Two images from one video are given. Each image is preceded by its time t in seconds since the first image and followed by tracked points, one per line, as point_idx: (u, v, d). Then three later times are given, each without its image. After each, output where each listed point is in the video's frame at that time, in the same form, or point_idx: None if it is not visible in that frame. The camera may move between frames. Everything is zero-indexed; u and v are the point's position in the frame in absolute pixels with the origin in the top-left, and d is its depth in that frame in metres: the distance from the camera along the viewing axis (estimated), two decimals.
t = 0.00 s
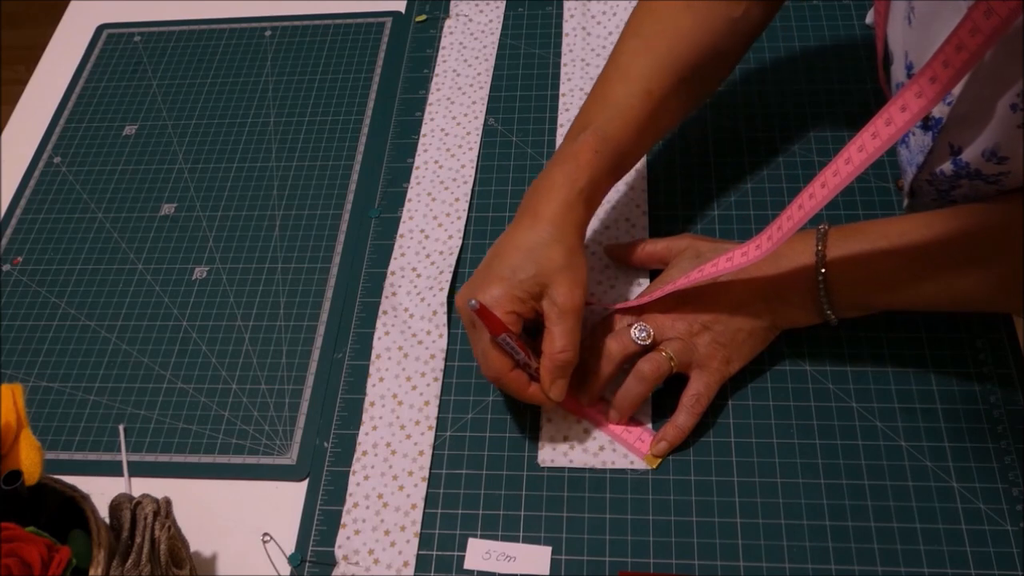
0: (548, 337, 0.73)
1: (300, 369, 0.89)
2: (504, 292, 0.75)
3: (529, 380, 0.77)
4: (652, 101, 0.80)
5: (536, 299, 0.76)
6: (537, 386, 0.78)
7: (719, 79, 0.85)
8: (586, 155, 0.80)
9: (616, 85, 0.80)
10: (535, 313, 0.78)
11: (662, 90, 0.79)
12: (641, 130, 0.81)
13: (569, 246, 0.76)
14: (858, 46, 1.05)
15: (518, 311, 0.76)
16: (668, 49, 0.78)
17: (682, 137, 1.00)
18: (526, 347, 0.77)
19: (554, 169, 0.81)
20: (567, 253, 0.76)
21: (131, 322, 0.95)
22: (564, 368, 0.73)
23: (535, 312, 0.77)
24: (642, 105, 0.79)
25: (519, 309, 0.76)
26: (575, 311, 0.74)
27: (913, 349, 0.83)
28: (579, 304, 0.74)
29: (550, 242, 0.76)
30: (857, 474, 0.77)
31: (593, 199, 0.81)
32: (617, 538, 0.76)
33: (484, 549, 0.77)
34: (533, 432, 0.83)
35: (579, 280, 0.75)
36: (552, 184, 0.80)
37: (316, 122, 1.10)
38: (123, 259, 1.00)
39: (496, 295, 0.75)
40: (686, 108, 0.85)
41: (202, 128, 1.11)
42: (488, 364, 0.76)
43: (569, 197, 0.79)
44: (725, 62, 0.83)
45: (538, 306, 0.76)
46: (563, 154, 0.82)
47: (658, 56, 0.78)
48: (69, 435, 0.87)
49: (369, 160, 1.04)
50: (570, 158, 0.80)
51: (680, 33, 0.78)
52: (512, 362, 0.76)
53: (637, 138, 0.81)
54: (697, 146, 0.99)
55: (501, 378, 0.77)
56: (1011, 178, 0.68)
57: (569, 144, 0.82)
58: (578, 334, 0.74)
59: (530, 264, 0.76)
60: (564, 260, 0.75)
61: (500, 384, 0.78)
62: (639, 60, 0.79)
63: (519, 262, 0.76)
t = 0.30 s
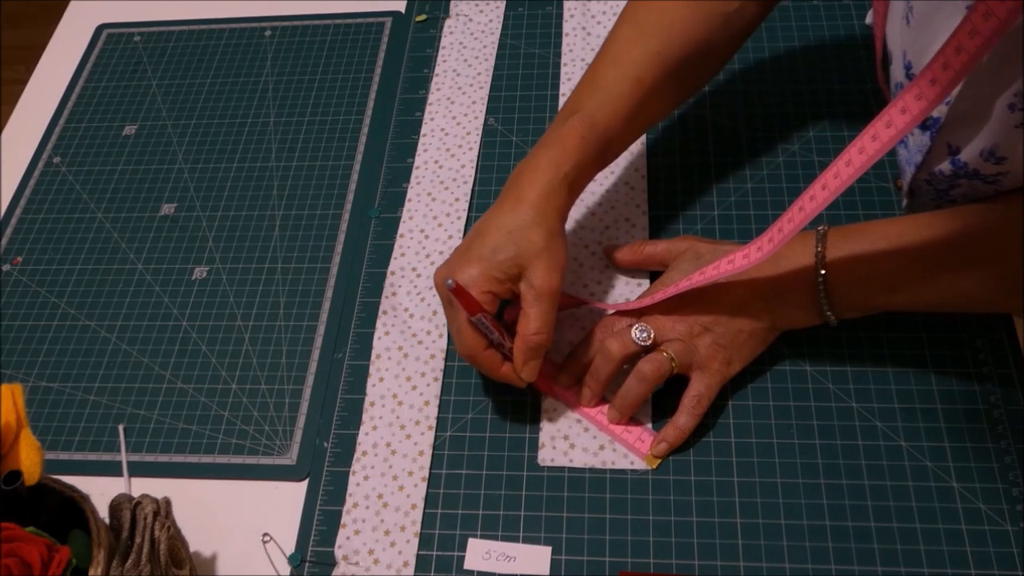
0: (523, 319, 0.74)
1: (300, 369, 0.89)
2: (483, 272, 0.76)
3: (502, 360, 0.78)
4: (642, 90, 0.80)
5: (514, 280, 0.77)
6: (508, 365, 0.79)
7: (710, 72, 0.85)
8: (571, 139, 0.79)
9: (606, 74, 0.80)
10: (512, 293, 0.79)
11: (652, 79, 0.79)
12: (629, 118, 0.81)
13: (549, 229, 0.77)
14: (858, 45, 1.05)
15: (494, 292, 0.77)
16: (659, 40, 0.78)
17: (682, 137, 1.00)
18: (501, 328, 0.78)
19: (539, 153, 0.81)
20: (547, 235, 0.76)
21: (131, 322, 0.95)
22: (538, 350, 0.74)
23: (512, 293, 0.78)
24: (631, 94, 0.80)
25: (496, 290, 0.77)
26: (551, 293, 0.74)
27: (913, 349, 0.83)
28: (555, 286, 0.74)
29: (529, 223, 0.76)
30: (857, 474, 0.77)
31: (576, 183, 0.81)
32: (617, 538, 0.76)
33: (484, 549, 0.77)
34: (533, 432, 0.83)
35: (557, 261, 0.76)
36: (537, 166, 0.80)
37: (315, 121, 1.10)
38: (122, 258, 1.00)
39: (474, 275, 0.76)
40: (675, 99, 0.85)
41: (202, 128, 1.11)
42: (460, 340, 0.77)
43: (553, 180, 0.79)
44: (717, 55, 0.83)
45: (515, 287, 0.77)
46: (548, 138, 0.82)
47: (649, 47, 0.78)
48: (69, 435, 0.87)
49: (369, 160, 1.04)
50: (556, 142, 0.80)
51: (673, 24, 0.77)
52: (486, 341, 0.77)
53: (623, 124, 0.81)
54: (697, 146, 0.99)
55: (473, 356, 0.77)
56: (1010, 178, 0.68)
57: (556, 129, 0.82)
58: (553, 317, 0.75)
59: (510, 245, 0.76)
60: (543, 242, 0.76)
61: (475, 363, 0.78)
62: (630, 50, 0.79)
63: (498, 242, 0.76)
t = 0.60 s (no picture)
0: (516, 316, 0.74)
1: (300, 369, 0.89)
2: (478, 270, 0.76)
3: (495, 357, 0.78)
4: (640, 91, 0.79)
5: (508, 277, 0.77)
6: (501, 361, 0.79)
7: (710, 72, 0.85)
8: (568, 139, 0.80)
9: (605, 74, 0.80)
10: (507, 291, 0.79)
11: (651, 80, 0.79)
12: (628, 119, 0.81)
13: (544, 227, 0.77)
14: (858, 45, 1.05)
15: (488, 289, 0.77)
16: (659, 40, 0.78)
17: (682, 137, 1.00)
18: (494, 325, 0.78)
19: (537, 152, 0.81)
20: (541, 234, 0.76)
21: (130, 322, 0.95)
22: (530, 347, 0.74)
23: (507, 291, 0.78)
24: (629, 94, 0.79)
25: (490, 287, 0.77)
26: (544, 291, 0.74)
27: (913, 349, 0.83)
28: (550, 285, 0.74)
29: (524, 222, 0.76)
30: (857, 474, 0.77)
31: (573, 182, 0.81)
32: (617, 538, 0.76)
33: (484, 549, 0.77)
34: (533, 432, 0.83)
35: (551, 260, 0.76)
36: (533, 165, 0.80)
37: (315, 122, 1.10)
38: (122, 259, 1.00)
39: (468, 272, 0.76)
40: (675, 99, 0.85)
41: (202, 127, 1.11)
42: (454, 337, 0.77)
43: (549, 180, 0.79)
44: (717, 55, 0.83)
45: (509, 285, 0.77)
46: (545, 138, 0.82)
47: (648, 46, 0.78)
48: (69, 435, 0.87)
49: (370, 160, 1.04)
50: (553, 142, 0.80)
51: (671, 24, 0.77)
52: (479, 338, 0.77)
53: (621, 125, 0.81)
54: (697, 146, 0.99)
55: (467, 353, 0.77)
56: (1009, 179, 0.68)
57: (554, 128, 0.82)
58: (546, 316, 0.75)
59: (505, 243, 0.76)
60: (537, 240, 0.76)
61: (467, 358, 0.78)
62: (630, 51, 0.79)
63: (493, 240, 0.77)
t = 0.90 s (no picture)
0: (534, 329, 0.73)
1: (300, 369, 0.89)
2: (493, 284, 0.76)
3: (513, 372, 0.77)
4: (648, 100, 0.80)
5: (524, 291, 0.76)
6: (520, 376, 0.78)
7: (716, 79, 0.85)
8: (578, 151, 0.79)
9: (612, 85, 0.80)
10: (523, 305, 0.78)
11: (658, 89, 0.80)
12: (636, 128, 0.81)
13: (558, 239, 0.76)
14: (858, 46, 1.05)
15: (504, 303, 0.76)
16: (664, 49, 0.78)
17: (682, 137, 1.00)
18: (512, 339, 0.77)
19: (547, 165, 0.81)
20: (555, 246, 0.76)
21: (130, 322, 0.95)
22: (549, 361, 0.73)
23: (523, 305, 0.78)
24: (637, 104, 0.79)
25: (506, 301, 0.76)
26: (563, 303, 0.73)
27: (913, 349, 0.83)
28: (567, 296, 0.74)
29: (539, 235, 0.76)
30: (857, 474, 0.77)
31: (585, 194, 0.81)
32: (617, 538, 0.76)
33: (484, 549, 0.77)
34: (533, 432, 0.83)
35: (568, 271, 0.75)
36: (544, 179, 0.80)
37: (315, 122, 1.10)
38: (123, 259, 1.00)
39: (484, 288, 0.76)
40: (683, 108, 0.85)
41: (202, 127, 1.11)
42: (472, 353, 0.76)
43: (561, 193, 0.79)
44: (724, 62, 0.83)
45: (525, 298, 0.77)
46: (555, 152, 0.82)
47: (653, 56, 0.79)
48: (69, 435, 0.87)
49: (370, 160, 1.04)
50: (563, 155, 0.80)
51: (676, 32, 0.78)
52: (496, 354, 0.76)
53: (630, 136, 0.81)
54: (697, 146, 0.99)
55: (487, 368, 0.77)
56: (1010, 180, 0.68)
57: (562, 141, 0.82)
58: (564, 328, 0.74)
59: (519, 257, 0.76)
60: (552, 252, 0.75)
61: (486, 374, 0.77)
62: (636, 61, 0.79)
63: (507, 254, 0.76)
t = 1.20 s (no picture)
0: (562, 350, 0.73)
1: (300, 369, 0.89)
2: (519, 307, 0.75)
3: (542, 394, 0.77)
4: (662, 111, 0.79)
5: (550, 312, 0.76)
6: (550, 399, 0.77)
7: (727, 87, 0.84)
8: (596, 169, 0.80)
9: (625, 98, 0.80)
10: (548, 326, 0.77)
11: (671, 100, 0.79)
12: (651, 140, 0.80)
13: (580, 257, 0.76)
14: (858, 46, 1.05)
15: (531, 326, 0.76)
16: (674, 59, 0.78)
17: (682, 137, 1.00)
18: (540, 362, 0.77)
19: (564, 183, 0.81)
20: (579, 265, 0.75)
21: (131, 322, 0.95)
22: (579, 381, 0.73)
23: (550, 326, 0.77)
24: (651, 116, 0.79)
25: (532, 323, 0.76)
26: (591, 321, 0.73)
27: (913, 349, 0.83)
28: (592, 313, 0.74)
29: (561, 254, 0.76)
30: (857, 474, 0.77)
31: (605, 210, 0.81)
32: (617, 539, 0.76)
33: (484, 549, 0.77)
34: (533, 432, 0.83)
35: (593, 289, 0.75)
36: (563, 198, 0.80)
37: (315, 122, 1.10)
38: (123, 259, 1.00)
39: (509, 312, 0.75)
40: (696, 118, 0.84)
41: (203, 127, 1.11)
42: (502, 380, 0.76)
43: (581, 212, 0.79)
44: (734, 70, 0.82)
45: (551, 319, 0.76)
46: (573, 170, 0.81)
47: (662, 66, 0.78)
48: (69, 435, 0.87)
49: (370, 160, 1.04)
50: (582, 174, 0.80)
51: (683, 41, 0.78)
52: (525, 377, 0.76)
53: (646, 149, 0.81)
54: (697, 147, 0.99)
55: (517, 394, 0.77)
56: (1011, 182, 0.69)
57: (578, 159, 0.81)
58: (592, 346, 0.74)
59: (542, 277, 0.75)
60: (576, 270, 0.75)
61: (515, 401, 0.78)
62: (648, 72, 0.79)
63: (531, 277, 0.76)
